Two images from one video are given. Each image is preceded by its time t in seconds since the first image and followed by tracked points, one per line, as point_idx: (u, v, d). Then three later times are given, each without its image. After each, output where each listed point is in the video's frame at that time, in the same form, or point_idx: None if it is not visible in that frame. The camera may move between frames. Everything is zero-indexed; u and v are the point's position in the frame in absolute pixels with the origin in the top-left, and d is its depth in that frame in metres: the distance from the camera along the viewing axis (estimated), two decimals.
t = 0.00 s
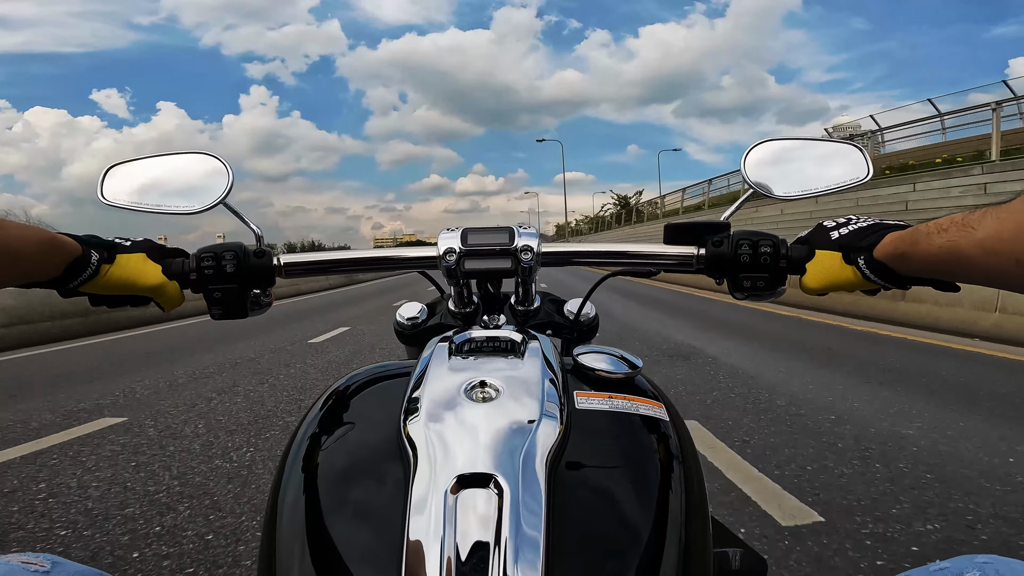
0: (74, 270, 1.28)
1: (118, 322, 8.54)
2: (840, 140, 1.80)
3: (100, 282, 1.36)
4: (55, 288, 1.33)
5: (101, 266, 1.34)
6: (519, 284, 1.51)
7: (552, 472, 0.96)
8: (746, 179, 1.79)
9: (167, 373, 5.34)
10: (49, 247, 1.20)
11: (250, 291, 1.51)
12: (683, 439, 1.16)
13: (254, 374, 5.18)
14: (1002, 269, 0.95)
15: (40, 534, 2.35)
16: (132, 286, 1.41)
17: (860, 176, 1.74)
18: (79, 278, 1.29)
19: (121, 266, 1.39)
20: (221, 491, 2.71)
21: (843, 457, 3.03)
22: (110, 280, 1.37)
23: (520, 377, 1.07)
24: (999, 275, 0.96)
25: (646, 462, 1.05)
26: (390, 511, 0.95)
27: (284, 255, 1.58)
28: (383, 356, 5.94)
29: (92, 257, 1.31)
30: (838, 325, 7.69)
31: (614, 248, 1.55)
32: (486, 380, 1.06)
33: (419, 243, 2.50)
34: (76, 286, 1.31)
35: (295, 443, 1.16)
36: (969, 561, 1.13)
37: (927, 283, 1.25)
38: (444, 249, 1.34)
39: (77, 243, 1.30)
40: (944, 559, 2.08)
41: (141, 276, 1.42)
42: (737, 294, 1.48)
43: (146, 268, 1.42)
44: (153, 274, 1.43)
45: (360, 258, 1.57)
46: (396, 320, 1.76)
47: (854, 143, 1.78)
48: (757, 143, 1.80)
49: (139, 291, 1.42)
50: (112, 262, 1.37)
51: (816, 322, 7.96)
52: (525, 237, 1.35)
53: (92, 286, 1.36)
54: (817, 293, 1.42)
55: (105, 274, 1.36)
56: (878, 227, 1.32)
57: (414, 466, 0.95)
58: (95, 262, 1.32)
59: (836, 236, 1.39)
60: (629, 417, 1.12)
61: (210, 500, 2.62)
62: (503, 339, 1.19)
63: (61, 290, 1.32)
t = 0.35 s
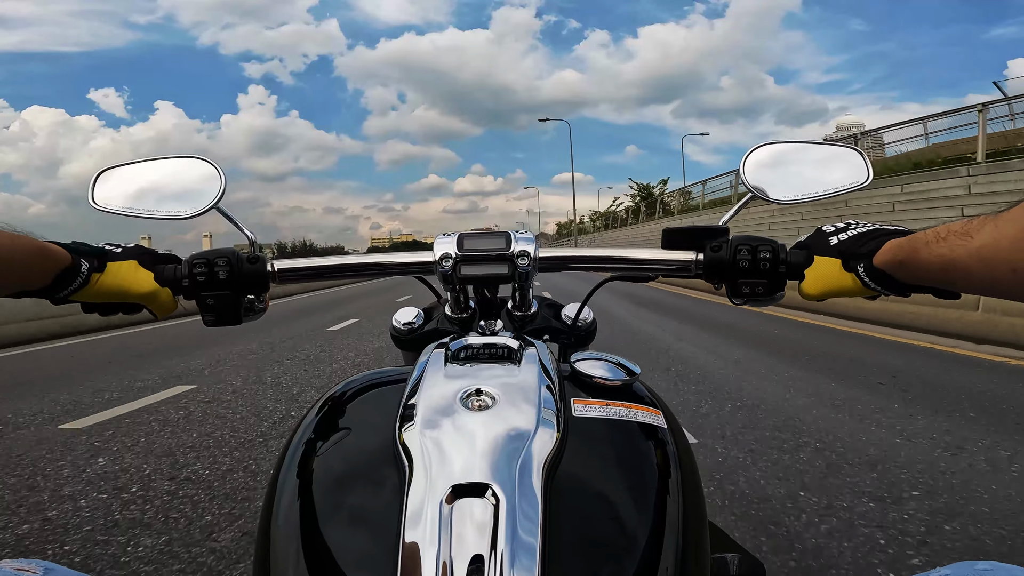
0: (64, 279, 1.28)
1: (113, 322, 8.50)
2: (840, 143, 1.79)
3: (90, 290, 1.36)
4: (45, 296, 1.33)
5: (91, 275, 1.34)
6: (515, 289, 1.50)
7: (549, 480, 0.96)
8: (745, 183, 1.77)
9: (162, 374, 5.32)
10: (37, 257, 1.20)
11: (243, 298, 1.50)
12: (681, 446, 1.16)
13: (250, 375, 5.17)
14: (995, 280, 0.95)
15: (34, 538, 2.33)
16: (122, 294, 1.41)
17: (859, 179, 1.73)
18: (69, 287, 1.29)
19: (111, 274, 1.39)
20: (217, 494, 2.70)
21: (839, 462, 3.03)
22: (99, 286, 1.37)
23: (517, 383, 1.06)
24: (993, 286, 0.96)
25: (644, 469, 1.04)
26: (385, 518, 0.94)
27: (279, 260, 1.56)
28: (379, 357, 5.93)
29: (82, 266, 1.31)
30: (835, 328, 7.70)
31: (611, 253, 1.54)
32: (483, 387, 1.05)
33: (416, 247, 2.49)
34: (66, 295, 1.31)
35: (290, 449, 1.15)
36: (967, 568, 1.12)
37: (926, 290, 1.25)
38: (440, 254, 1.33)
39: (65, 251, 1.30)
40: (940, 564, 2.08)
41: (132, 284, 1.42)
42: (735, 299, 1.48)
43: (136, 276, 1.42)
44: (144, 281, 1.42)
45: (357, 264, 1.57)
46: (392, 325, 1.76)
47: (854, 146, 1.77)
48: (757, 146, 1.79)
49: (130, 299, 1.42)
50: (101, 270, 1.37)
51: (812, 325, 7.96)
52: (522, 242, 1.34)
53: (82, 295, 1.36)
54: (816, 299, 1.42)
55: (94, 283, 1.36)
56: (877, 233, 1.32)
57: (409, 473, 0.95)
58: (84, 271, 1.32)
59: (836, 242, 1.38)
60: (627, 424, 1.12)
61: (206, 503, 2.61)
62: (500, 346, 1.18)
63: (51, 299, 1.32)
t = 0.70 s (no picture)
0: (60, 280, 1.27)
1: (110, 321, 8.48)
2: (837, 142, 1.78)
3: (87, 293, 1.36)
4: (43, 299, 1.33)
5: (87, 277, 1.34)
6: (513, 289, 1.51)
7: (548, 480, 0.96)
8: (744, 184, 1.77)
9: (160, 373, 5.30)
10: (37, 259, 1.20)
11: (241, 299, 1.50)
12: (679, 446, 1.16)
13: (248, 375, 5.16)
14: (993, 280, 0.96)
15: (32, 539, 2.33)
16: (120, 296, 1.41)
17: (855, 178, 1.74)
18: (66, 288, 1.29)
19: (107, 277, 1.39)
20: (212, 494, 2.70)
21: (836, 463, 3.03)
22: (96, 289, 1.37)
23: (516, 384, 1.06)
24: (991, 287, 0.96)
25: (643, 469, 1.04)
26: (384, 519, 0.94)
27: (276, 262, 1.56)
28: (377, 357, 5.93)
29: (78, 269, 1.31)
30: (832, 329, 7.70)
31: (609, 254, 1.55)
32: (482, 387, 1.05)
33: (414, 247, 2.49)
34: (64, 297, 1.30)
35: (289, 451, 1.15)
36: (967, 567, 1.13)
37: (922, 289, 1.25)
38: (438, 255, 1.33)
39: (63, 254, 1.29)
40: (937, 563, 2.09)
41: (129, 287, 1.42)
42: (732, 299, 1.48)
43: (132, 278, 1.42)
44: (141, 283, 1.42)
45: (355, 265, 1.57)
46: (391, 326, 1.76)
47: (851, 145, 1.77)
48: (753, 147, 1.79)
49: (128, 301, 1.42)
50: (98, 272, 1.37)
51: (809, 326, 7.97)
52: (519, 243, 1.35)
53: (80, 297, 1.36)
54: (813, 298, 1.42)
55: (92, 285, 1.36)
56: (873, 232, 1.32)
57: (409, 474, 0.95)
58: (81, 273, 1.32)
59: (832, 242, 1.38)
60: (626, 424, 1.12)
61: (203, 503, 2.61)
62: (499, 346, 1.18)
63: (49, 301, 1.32)
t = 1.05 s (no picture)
0: (65, 282, 1.28)
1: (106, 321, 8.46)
2: (830, 138, 1.80)
3: (91, 295, 1.36)
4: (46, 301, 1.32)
5: (92, 279, 1.34)
6: (513, 288, 1.52)
7: (549, 474, 0.97)
8: (738, 179, 1.78)
9: (157, 372, 5.30)
10: (40, 261, 1.20)
11: (243, 300, 1.50)
12: (679, 439, 1.17)
13: (246, 373, 5.17)
14: (979, 268, 0.97)
15: (32, 539, 2.33)
16: (124, 298, 1.42)
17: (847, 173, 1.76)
18: (70, 290, 1.29)
19: (111, 278, 1.39)
20: (212, 493, 2.71)
21: (832, 460, 3.04)
22: (100, 292, 1.37)
23: (516, 380, 1.07)
24: (979, 275, 0.98)
25: (643, 463, 1.05)
26: (388, 515, 0.95)
27: (277, 263, 1.57)
28: (375, 356, 5.93)
29: (83, 271, 1.32)
30: (828, 329, 7.72)
31: (607, 252, 1.57)
32: (483, 383, 1.06)
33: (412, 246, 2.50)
34: (67, 299, 1.31)
35: (293, 449, 1.16)
36: (970, 556, 1.13)
37: (916, 281, 1.26)
38: (438, 254, 1.34)
39: (66, 257, 1.30)
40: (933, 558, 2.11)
41: (132, 289, 1.42)
42: (730, 294, 1.49)
43: (135, 280, 1.43)
44: (144, 285, 1.43)
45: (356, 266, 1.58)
46: (392, 325, 1.77)
47: (844, 142, 1.79)
48: (749, 141, 1.79)
49: (131, 302, 1.43)
50: (102, 274, 1.37)
51: (806, 326, 7.98)
52: (518, 241, 1.35)
53: (84, 299, 1.36)
54: (809, 291, 1.44)
55: (96, 287, 1.36)
56: (867, 224, 1.33)
57: (412, 470, 0.96)
58: (85, 275, 1.32)
59: (826, 235, 1.39)
60: (626, 418, 1.13)
61: (203, 503, 2.61)
62: (499, 343, 1.19)
63: (52, 303, 1.32)
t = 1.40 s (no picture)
0: (63, 290, 1.31)
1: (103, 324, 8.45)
2: (820, 136, 1.82)
3: (90, 302, 1.38)
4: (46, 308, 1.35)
5: (90, 286, 1.37)
6: (508, 288, 1.54)
7: (545, 472, 0.98)
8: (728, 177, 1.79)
9: (154, 374, 5.29)
10: (41, 270, 1.23)
11: (239, 304, 1.51)
12: (674, 434, 1.18)
13: (243, 374, 5.17)
14: (959, 260, 0.99)
15: (30, 542, 2.33)
16: (121, 305, 1.43)
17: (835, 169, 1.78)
18: (69, 298, 1.32)
19: (109, 285, 1.41)
20: (210, 494, 2.71)
21: (824, 457, 3.07)
22: (98, 298, 1.39)
23: (512, 378, 1.08)
24: (961, 268, 0.99)
25: (638, 459, 1.06)
26: (388, 514, 0.96)
27: (274, 268, 1.58)
28: (372, 356, 5.93)
29: (81, 279, 1.34)
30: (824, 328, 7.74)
31: (597, 250, 1.56)
32: (478, 382, 1.07)
33: (408, 246, 2.50)
34: (66, 307, 1.34)
35: (292, 451, 1.17)
36: (960, 548, 1.15)
37: (904, 273, 1.28)
38: (432, 255, 1.36)
39: (64, 263, 1.32)
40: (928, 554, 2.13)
41: (129, 296, 1.43)
42: (720, 289, 1.50)
43: (132, 287, 1.43)
44: (142, 292, 1.43)
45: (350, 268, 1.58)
46: (388, 327, 1.78)
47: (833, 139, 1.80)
48: (740, 137, 1.80)
49: (128, 308, 1.44)
50: (99, 281, 1.39)
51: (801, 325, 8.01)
52: (512, 241, 1.37)
53: (82, 306, 1.39)
54: (798, 285, 1.45)
55: (94, 294, 1.38)
56: (852, 219, 1.35)
57: (411, 470, 0.97)
58: (83, 283, 1.35)
59: (813, 230, 1.41)
60: (621, 415, 1.14)
61: (200, 505, 2.61)
62: (495, 342, 1.21)
63: (51, 310, 1.35)
